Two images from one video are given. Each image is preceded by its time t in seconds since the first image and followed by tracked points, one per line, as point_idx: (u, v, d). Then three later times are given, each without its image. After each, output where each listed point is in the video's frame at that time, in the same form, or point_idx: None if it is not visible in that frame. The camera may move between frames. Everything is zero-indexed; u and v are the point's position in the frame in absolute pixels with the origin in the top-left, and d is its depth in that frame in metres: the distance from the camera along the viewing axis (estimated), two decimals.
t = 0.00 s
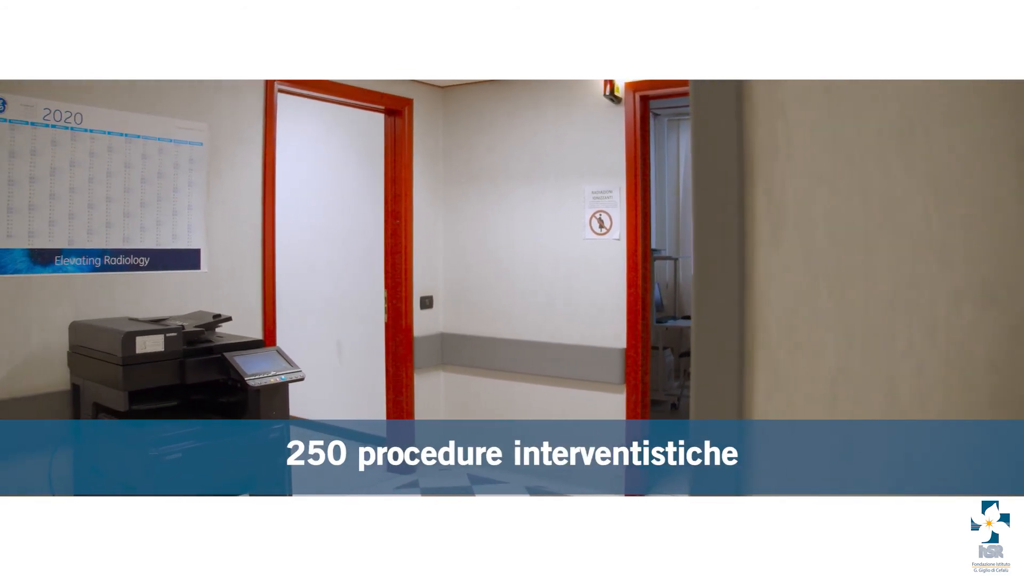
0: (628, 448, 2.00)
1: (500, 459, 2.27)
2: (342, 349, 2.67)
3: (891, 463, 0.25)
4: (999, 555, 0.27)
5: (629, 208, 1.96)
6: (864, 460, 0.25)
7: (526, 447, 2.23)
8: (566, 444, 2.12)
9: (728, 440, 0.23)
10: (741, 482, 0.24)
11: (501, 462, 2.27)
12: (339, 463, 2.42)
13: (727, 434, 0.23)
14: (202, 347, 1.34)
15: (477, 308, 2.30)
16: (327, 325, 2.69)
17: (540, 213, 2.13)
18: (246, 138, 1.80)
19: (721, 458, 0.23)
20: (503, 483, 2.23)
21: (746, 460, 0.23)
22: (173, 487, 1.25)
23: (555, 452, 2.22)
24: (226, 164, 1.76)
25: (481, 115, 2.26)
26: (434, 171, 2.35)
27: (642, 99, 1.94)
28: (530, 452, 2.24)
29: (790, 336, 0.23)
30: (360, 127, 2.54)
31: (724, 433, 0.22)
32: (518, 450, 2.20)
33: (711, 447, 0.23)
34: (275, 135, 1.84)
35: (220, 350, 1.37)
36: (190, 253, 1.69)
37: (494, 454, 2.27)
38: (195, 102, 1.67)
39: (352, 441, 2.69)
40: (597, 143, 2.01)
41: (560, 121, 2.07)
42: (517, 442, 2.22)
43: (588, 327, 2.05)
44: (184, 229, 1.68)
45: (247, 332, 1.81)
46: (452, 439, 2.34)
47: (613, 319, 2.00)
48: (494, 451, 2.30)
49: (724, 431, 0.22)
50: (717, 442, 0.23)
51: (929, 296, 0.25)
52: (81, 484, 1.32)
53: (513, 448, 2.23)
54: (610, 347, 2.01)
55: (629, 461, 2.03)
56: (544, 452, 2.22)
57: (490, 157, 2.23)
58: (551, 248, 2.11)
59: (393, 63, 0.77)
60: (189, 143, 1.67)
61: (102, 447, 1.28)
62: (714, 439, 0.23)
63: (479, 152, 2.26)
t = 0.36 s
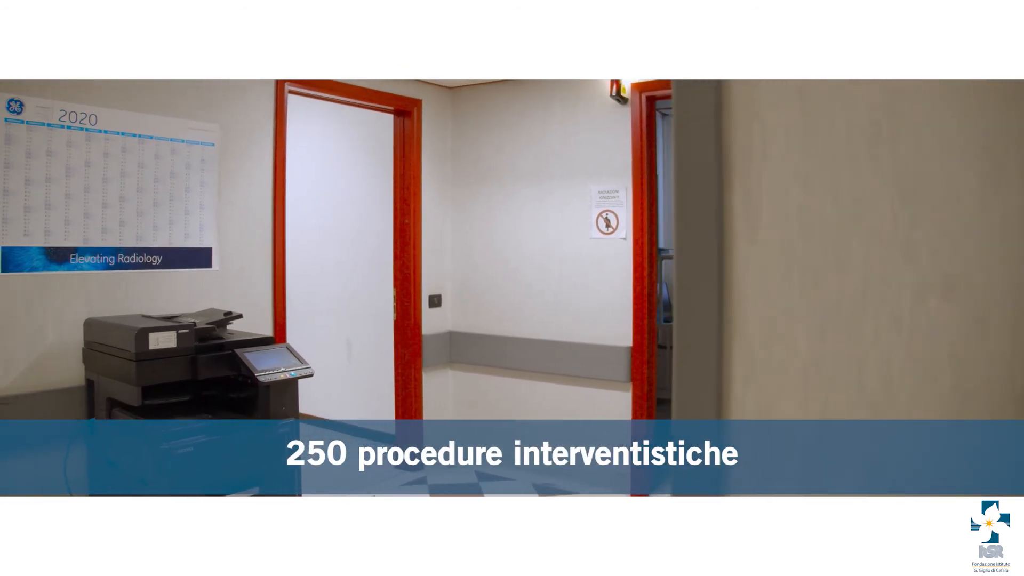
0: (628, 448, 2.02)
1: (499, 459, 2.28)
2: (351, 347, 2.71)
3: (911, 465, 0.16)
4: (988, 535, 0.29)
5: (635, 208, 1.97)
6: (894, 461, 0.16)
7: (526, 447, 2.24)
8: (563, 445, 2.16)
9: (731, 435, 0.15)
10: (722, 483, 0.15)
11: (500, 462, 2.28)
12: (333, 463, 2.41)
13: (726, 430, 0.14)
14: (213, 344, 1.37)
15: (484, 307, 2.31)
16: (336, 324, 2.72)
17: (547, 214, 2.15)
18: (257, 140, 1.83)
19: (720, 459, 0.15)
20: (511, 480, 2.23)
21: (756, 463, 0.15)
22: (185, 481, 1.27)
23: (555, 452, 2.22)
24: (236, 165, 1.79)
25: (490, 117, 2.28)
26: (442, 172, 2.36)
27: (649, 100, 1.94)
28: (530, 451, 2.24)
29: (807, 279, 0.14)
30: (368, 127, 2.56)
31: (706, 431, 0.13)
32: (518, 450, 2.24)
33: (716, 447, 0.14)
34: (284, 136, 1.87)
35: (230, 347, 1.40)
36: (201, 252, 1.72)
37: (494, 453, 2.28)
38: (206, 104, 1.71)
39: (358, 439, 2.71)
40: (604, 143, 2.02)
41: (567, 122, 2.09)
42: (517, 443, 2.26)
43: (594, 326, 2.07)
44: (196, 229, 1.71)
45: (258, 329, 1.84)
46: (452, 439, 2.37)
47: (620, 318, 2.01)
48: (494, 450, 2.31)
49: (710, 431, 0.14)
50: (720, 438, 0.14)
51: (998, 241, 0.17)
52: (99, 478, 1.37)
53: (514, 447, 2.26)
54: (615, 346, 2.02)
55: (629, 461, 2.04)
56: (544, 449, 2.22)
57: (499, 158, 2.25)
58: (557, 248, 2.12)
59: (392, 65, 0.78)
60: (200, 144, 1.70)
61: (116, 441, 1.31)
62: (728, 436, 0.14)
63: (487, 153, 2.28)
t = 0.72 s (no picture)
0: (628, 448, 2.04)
1: (499, 460, 2.30)
2: (358, 344, 2.71)
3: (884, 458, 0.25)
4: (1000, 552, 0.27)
5: (640, 207, 1.98)
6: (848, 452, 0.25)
7: (526, 447, 2.24)
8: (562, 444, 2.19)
9: (726, 443, 0.25)
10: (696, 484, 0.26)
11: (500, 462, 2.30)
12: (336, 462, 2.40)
13: (709, 429, 0.25)
14: (222, 341, 1.40)
15: (490, 305, 2.34)
16: (343, 322, 2.75)
17: (552, 213, 2.17)
18: (265, 143, 1.88)
19: (721, 457, 0.25)
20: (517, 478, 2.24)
21: (747, 460, 0.26)
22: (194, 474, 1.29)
23: (555, 452, 2.23)
24: (245, 165, 1.83)
25: (496, 116, 2.30)
26: (448, 172, 2.39)
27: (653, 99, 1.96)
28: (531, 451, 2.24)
29: (752, 353, 0.24)
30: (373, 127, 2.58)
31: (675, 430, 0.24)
32: (518, 450, 2.24)
33: (712, 447, 0.25)
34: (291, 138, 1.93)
35: (239, 344, 1.42)
36: (211, 250, 1.76)
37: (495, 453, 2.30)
38: (216, 105, 1.74)
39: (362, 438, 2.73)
40: (608, 142, 2.04)
41: (572, 121, 2.10)
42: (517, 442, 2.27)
43: (598, 324, 2.08)
44: (206, 227, 1.75)
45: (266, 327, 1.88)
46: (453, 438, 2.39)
47: (623, 316, 2.02)
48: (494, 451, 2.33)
49: (685, 431, 0.24)
50: (717, 442, 0.25)
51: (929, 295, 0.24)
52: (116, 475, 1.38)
53: (513, 446, 2.27)
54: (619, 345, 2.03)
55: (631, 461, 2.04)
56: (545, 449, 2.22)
57: (505, 157, 2.27)
58: (562, 246, 2.14)
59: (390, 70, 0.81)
60: (210, 145, 1.74)
61: (131, 437, 1.33)
62: (713, 438, 0.25)
63: (492, 152, 2.30)
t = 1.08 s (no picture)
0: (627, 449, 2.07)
1: (499, 459, 2.32)
2: (364, 344, 2.73)
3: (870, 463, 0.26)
4: (1001, 548, 0.28)
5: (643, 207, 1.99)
6: (844, 453, 0.26)
7: (526, 447, 2.27)
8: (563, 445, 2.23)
9: (727, 441, 0.26)
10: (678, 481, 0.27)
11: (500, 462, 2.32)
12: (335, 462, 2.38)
13: (693, 428, 0.26)
14: (229, 338, 1.43)
15: (493, 304, 2.36)
16: (348, 320, 2.78)
17: (554, 213, 2.18)
18: (271, 143, 1.90)
19: (722, 457, 0.27)
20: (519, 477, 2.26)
21: (748, 462, 0.27)
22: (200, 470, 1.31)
23: (555, 451, 2.25)
24: (251, 166, 1.86)
25: (500, 117, 2.32)
26: (453, 172, 2.41)
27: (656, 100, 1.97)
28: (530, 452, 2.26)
29: (741, 357, 0.26)
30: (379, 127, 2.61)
31: (666, 432, 0.26)
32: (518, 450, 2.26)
33: (711, 446, 0.26)
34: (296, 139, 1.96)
35: (245, 342, 1.45)
36: (218, 250, 1.79)
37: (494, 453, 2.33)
38: (222, 106, 1.77)
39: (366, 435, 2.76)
40: (611, 142, 2.05)
41: (575, 121, 2.12)
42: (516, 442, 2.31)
43: (601, 323, 2.10)
44: (213, 226, 1.78)
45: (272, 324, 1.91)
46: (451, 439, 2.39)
47: (625, 315, 2.03)
48: (494, 450, 2.35)
49: (665, 429, 0.26)
50: (717, 443, 0.26)
51: (914, 293, 0.25)
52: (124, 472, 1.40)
53: (512, 447, 2.30)
54: (621, 344, 2.05)
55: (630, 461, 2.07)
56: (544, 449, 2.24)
57: (508, 157, 2.28)
58: (564, 245, 2.16)
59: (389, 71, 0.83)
60: (217, 146, 1.77)
61: (140, 434, 1.36)
62: (711, 438, 0.26)
63: (496, 153, 2.32)
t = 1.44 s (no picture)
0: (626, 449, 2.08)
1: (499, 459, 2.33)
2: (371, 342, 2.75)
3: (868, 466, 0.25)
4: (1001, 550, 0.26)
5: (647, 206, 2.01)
6: (840, 453, 0.26)
7: (526, 447, 2.29)
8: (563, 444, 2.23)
9: (726, 441, 0.26)
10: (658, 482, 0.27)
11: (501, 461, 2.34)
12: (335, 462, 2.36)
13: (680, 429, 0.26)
14: (237, 336, 1.45)
15: (499, 303, 2.38)
16: (355, 319, 2.80)
17: (559, 214, 2.20)
18: (279, 144, 1.93)
19: (721, 457, 0.26)
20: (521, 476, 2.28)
21: (750, 463, 0.26)
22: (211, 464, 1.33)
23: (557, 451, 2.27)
24: (259, 167, 1.89)
25: (505, 118, 2.34)
26: (460, 172, 2.43)
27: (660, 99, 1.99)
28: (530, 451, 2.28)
29: (722, 355, 0.26)
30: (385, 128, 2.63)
31: (652, 431, 0.26)
32: (519, 450, 2.28)
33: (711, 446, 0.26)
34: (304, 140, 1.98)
35: (253, 339, 1.48)
36: (227, 249, 1.82)
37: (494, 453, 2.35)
38: (230, 108, 1.79)
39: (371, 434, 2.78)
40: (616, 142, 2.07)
41: (580, 122, 2.14)
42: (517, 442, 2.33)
43: (605, 322, 2.11)
44: (222, 226, 1.81)
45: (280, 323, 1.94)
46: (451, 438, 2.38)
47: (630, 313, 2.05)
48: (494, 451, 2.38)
49: (646, 428, 0.26)
50: (717, 443, 0.26)
51: (895, 289, 0.24)
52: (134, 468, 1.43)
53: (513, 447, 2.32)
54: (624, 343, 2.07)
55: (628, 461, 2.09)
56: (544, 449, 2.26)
57: (514, 158, 2.31)
58: (569, 245, 2.18)
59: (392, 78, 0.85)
60: (225, 147, 1.79)
61: (149, 429, 1.38)
62: (711, 438, 0.26)
63: (501, 153, 2.34)
